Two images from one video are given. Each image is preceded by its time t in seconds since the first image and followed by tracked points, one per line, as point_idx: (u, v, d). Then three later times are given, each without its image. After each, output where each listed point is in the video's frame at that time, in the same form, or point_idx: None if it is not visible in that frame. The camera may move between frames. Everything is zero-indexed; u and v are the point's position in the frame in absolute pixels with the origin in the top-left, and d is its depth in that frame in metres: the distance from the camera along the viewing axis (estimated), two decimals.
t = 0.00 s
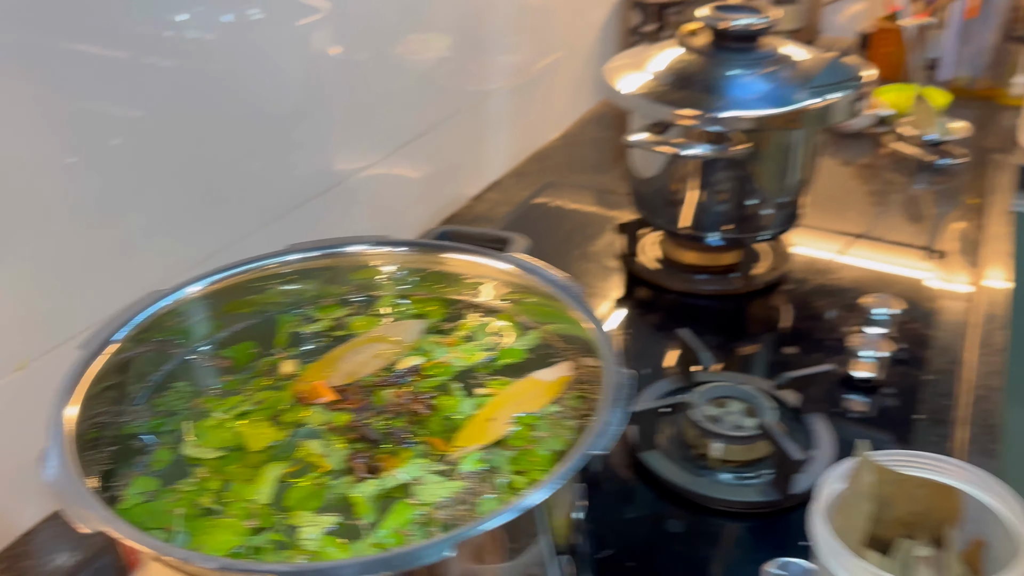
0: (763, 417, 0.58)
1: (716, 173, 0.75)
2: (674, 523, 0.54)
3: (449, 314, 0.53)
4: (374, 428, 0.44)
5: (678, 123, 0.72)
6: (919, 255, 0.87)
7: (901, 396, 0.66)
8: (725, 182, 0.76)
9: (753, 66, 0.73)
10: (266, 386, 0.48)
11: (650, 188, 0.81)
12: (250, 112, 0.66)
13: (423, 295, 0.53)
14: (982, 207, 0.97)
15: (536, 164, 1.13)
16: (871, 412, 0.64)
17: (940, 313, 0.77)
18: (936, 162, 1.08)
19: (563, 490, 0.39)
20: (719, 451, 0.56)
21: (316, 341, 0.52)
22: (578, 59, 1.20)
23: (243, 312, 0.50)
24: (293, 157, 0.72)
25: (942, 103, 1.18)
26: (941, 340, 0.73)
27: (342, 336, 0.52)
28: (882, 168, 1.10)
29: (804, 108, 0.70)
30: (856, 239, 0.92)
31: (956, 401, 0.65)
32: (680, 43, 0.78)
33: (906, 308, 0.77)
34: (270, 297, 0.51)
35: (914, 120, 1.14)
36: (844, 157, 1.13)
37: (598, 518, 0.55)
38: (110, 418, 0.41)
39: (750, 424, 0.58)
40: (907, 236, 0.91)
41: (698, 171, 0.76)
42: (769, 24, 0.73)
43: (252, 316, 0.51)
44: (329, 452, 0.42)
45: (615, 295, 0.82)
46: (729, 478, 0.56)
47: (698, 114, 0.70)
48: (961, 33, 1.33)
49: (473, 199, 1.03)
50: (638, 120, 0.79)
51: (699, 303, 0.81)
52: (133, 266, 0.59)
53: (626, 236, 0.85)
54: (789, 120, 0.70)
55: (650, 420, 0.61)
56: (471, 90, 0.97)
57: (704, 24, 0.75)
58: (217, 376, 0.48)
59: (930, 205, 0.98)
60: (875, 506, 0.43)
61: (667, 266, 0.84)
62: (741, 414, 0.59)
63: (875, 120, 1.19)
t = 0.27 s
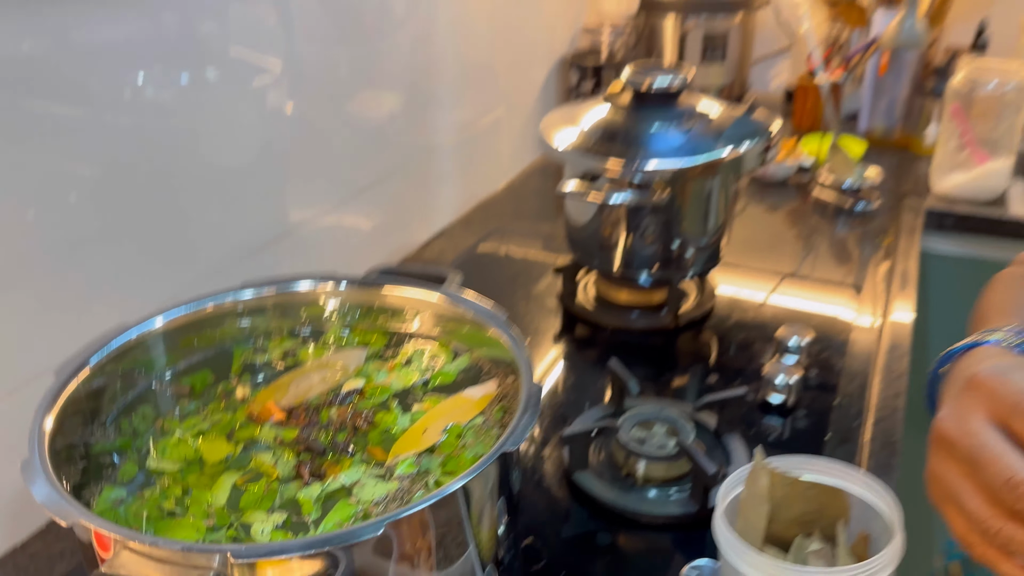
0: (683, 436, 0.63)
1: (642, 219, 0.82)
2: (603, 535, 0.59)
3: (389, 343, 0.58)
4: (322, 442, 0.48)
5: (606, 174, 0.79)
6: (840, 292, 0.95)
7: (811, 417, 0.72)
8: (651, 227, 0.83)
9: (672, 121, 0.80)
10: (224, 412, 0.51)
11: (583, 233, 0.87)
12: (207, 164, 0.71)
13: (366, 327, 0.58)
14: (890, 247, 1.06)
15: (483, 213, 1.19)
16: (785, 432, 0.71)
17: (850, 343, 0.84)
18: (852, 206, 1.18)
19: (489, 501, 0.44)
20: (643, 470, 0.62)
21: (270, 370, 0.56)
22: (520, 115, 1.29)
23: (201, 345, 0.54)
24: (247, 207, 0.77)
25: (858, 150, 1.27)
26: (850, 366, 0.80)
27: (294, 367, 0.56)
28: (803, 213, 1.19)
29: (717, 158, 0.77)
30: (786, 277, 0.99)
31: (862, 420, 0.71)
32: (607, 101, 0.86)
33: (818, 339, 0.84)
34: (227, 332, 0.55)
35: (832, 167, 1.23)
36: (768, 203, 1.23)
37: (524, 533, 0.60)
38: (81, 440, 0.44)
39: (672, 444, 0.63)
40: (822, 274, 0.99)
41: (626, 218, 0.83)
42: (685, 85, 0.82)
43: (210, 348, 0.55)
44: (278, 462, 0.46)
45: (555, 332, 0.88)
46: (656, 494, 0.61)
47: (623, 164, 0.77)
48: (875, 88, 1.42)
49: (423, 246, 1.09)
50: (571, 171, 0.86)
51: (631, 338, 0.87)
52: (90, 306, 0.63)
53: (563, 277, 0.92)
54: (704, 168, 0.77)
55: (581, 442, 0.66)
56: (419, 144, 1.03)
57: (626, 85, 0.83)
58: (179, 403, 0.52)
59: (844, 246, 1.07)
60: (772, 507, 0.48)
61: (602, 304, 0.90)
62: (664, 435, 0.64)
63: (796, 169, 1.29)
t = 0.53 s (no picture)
0: (595, 443, 0.74)
1: (567, 260, 0.94)
2: (522, 528, 0.69)
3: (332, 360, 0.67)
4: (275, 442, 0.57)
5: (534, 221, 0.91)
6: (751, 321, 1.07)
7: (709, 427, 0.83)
8: (575, 267, 0.94)
9: (590, 175, 0.92)
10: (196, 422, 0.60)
11: (517, 273, 0.98)
12: (181, 217, 0.82)
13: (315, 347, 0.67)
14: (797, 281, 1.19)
15: (434, 260, 1.31)
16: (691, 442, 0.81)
17: (752, 364, 0.95)
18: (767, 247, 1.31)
19: (408, 501, 0.56)
20: (560, 473, 0.72)
21: (235, 386, 0.65)
22: (468, 171, 1.42)
23: (175, 366, 0.63)
24: (216, 254, 0.87)
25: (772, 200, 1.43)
26: (750, 384, 0.91)
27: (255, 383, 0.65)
28: (724, 253, 1.32)
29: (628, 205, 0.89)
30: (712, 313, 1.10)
31: (756, 429, 0.82)
32: (535, 159, 0.98)
33: (724, 361, 0.95)
34: (197, 356, 0.63)
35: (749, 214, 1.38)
36: (693, 245, 1.36)
37: (446, 530, 0.69)
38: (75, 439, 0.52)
39: (585, 450, 0.73)
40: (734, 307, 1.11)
41: (553, 260, 0.95)
42: (599, 144, 0.94)
43: (183, 369, 0.63)
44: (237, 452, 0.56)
45: (495, 361, 0.99)
46: (572, 494, 0.71)
47: (547, 213, 0.89)
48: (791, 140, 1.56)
49: (377, 291, 1.19)
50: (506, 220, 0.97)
51: (561, 365, 0.98)
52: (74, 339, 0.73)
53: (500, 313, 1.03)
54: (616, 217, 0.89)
55: (506, 451, 0.77)
56: (373, 198, 1.15)
57: (551, 145, 0.95)
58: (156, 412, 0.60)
59: (757, 282, 1.20)
60: (649, 489, 0.58)
61: (536, 336, 1.01)
62: (579, 443, 0.74)
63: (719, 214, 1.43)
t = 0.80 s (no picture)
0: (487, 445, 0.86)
1: (475, 293, 1.07)
2: (419, 516, 0.80)
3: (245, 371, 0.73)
4: (187, 439, 0.63)
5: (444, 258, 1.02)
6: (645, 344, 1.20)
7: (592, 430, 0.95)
8: (482, 299, 1.07)
9: (493, 218, 1.05)
10: (122, 423, 0.66)
11: (432, 304, 1.10)
12: (135, 261, 0.95)
13: (233, 360, 0.73)
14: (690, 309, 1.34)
15: (369, 297, 1.45)
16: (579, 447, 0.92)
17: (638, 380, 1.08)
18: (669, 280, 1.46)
19: (300, 498, 0.67)
20: (456, 472, 0.84)
21: (161, 394, 0.71)
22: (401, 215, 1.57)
23: (105, 379, 0.69)
24: (160, 292, 1.00)
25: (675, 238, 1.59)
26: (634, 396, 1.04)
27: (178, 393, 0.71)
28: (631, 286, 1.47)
29: (523, 242, 1.02)
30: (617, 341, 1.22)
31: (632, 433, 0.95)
32: (447, 204, 1.10)
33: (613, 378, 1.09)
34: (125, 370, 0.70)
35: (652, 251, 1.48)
36: (605, 279, 1.51)
37: (353, 526, 0.79)
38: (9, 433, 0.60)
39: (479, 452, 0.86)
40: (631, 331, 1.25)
41: (462, 293, 1.07)
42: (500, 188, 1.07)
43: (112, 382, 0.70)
44: (156, 441, 0.64)
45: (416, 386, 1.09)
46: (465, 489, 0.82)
47: (454, 251, 1.00)
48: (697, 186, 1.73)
49: (313, 324, 1.32)
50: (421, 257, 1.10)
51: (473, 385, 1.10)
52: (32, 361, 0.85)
53: (419, 340, 1.15)
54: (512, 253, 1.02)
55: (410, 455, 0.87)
56: (308, 241, 1.29)
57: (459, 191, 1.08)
58: (88, 416, 0.67)
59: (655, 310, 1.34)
60: (512, 472, 0.69)
61: (452, 361, 1.14)
62: (474, 447, 0.87)
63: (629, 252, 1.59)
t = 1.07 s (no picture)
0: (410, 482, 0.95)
1: (406, 343, 1.17)
2: (346, 545, 0.89)
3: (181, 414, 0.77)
4: (126, 474, 0.67)
5: (377, 311, 1.11)
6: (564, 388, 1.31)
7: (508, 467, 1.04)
8: (412, 348, 1.17)
9: (422, 274, 1.16)
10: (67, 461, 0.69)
11: (366, 354, 1.20)
12: (88, 318, 1.04)
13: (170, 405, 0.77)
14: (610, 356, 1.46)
15: (313, 351, 1.54)
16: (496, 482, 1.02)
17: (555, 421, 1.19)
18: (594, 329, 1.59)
19: (227, 531, 0.72)
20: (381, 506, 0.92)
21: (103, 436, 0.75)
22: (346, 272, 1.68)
23: (51, 425, 0.73)
24: (112, 345, 1.08)
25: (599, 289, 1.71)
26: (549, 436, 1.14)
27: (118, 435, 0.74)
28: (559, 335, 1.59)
29: (448, 295, 1.12)
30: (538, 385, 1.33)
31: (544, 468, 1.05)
32: (382, 262, 1.20)
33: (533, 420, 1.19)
34: (73, 415, 0.74)
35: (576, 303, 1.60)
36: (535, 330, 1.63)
37: (284, 556, 0.87)
38: None
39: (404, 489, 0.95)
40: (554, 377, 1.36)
41: (394, 343, 1.17)
42: (428, 247, 1.19)
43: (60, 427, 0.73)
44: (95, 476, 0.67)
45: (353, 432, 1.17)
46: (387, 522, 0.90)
47: (386, 303, 1.10)
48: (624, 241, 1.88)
49: (258, 375, 1.41)
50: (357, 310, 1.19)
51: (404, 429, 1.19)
52: None
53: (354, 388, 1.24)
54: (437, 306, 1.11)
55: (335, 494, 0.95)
56: (254, 297, 1.38)
57: (392, 250, 1.19)
58: (33, 458, 0.70)
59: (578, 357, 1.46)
60: (421, 501, 0.77)
61: (386, 407, 1.23)
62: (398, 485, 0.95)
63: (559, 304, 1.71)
